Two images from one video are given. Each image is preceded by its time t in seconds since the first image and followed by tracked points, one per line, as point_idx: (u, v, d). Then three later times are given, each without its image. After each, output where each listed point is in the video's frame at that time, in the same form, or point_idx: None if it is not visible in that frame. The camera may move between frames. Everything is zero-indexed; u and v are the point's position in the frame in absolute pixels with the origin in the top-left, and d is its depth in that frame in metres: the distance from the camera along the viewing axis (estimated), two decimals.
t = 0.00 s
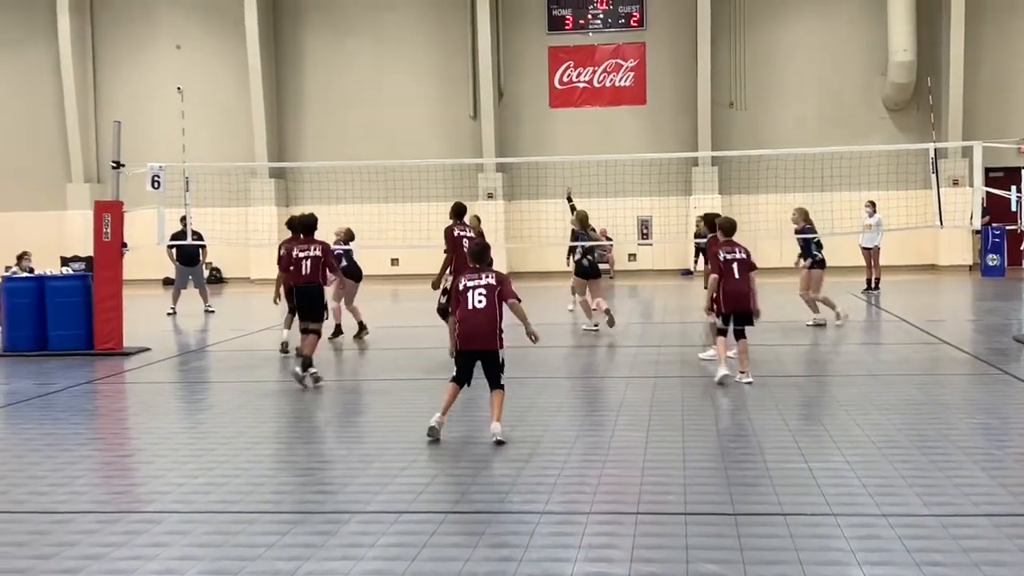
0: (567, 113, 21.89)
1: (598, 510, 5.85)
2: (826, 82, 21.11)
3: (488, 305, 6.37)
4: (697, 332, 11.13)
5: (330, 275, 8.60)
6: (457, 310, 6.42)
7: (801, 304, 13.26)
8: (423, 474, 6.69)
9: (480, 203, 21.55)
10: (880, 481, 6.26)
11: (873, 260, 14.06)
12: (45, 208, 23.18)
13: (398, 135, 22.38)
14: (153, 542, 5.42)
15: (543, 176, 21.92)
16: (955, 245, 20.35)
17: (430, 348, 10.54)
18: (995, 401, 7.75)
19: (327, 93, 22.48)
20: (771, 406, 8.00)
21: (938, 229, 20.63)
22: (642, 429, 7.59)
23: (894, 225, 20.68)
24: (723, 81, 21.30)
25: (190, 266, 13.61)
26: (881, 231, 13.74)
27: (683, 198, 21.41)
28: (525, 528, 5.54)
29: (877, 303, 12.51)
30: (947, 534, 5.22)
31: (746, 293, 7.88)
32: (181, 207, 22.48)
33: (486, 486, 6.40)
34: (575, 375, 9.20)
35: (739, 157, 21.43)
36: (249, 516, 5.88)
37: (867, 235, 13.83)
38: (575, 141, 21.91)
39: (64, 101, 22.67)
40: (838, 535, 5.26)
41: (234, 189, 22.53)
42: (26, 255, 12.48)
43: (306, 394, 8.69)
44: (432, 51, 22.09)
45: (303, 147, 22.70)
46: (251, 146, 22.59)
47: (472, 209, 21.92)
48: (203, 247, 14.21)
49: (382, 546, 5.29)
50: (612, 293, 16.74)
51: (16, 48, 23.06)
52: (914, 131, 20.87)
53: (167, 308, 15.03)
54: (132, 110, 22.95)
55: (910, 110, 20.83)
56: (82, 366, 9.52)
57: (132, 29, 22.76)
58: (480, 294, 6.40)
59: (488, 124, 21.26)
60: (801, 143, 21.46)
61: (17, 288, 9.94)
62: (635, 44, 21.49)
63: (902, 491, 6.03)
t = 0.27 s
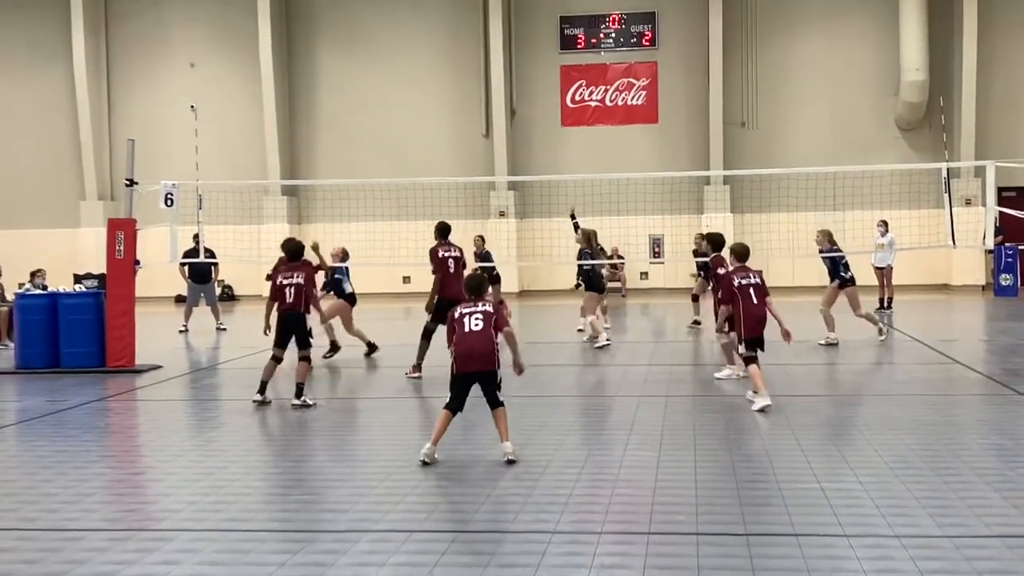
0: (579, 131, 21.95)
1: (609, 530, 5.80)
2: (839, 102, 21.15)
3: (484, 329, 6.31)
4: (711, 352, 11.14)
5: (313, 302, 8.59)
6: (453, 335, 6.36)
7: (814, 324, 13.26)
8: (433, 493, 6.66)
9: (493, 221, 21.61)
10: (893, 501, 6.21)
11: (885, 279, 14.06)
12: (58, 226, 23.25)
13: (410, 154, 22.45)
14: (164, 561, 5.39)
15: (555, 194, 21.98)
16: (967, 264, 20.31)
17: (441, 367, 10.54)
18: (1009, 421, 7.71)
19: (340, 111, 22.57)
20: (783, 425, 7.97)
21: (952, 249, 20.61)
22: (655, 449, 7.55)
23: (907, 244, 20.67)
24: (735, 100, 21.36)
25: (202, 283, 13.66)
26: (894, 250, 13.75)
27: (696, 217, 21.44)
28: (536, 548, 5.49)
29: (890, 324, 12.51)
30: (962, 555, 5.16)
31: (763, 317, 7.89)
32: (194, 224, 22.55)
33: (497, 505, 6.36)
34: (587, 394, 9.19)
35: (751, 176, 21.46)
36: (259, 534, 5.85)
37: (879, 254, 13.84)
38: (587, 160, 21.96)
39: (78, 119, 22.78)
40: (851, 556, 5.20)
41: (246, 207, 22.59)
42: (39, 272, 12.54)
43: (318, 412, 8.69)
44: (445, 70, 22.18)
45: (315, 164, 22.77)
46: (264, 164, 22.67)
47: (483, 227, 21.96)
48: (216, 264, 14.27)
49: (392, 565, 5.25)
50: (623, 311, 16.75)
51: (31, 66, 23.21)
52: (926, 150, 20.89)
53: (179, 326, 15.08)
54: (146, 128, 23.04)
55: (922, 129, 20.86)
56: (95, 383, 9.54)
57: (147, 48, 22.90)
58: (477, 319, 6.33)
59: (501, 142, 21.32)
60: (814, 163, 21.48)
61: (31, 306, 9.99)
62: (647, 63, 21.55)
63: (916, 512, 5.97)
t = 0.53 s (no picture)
0: (584, 148, 21.99)
1: (615, 548, 5.74)
2: (845, 120, 21.19)
3: (488, 345, 6.32)
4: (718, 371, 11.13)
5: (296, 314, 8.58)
6: (457, 354, 6.35)
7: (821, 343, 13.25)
8: (437, 510, 6.62)
9: (499, 237, 21.64)
10: (900, 520, 6.14)
11: (892, 297, 14.07)
12: (65, 242, 23.30)
13: (416, 170, 22.51)
14: None
15: (561, 211, 22.02)
16: (974, 283, 20.30)
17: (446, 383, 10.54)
18: (1018, 441, 7.66)
19: (347, 127, 22.63)
20: (790, 444, 7.93)
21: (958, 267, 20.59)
22: (661, 467, 7.51)
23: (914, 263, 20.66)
24: (741, 118, 21.38)
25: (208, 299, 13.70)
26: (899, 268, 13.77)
27: (702, 234, 21.45)
28: (541, 566, 5.43)
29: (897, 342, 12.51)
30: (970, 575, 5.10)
31: (765, 329, 7.85)
32: (200, 241, 22.60)
33: (502, 522, 6.30)
34: (593, 412, 9.17)
35: (757, 194, 21.48)
36: (262, 551, 5.81)
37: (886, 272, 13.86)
38: (593, 177, 22.00)
39: (85, 135, 22.87)
40: None
41: (253, 223, 22.63)
42: (46, 288, 12.58)
43: (323, 429, 8.67)
44: (452, 87, 22.25)
45: (321, 180, 22.83)
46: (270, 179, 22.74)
47: (490, 243, 21.99)
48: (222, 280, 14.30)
49: None
50: (629, 328, 16.75)
51: (39, 83, 23.30)
52: (932, 167, 20.89)
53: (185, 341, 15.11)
54: (153, 145, 23.12)
55: (928, 147, 20.87)
56: (100, 399, 9.55)
57: (154, 64, 23.00)
58: (480, 336, 6.35)
59: (507, 159, 21.36)
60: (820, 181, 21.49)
61: (36, 321, 10.01)
62: (653, 80, 21.61)
63: (923, 531, 5.91)
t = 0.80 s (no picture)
0: (587, 160, 22.01)
1: (616, 561, 5.71)
2: (848, 133, 21.21)
3: (508, 363, 6.26)
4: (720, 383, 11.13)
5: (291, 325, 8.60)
6: (475, 367, 6.29)
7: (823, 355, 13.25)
8: (438, 522, 6.59)
9: (501, 249, 21.67)
10: (902, 533, 6.12)
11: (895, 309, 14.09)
12: (67, 253, 23.30)
13: (419, 182, 22.54)
14: None
15: (564, 223, 22.04)
16: (976, 296, 20.27)
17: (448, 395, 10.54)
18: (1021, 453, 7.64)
19: (350, 138, 22.66)
20: (793, 456, 7.92)
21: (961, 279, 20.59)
22: (663, 480, 7.50)
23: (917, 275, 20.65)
24: (743, 129, 21.40)
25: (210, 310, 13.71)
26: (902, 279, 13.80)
27: (704, 246, 21.45)
28: None
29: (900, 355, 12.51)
30: None
31: (758, 344, 7.85)
32: (202, 252, 22.61)
33: (503, 535, 6.28)
34: (596, 424, 9.16)
35: (759, 206, 21.49)
36: (263, 563, 5.78)
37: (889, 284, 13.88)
38: (595, 189, 22.01)
39: (88, 147, 22.90)
40: None
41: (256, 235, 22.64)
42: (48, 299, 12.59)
43: (324, 441, 8.66)
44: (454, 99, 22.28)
45: (323, 191, 22.85)
46: (273, 190, 22.76)
47: (492, 255, 21.99)
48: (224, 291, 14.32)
49: None
50: (631, 340, 16.75)
51: (42, 95, 23.34)
52: (935, 180, 20.89)
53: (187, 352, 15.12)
54: (156, 156, 23.15)
55: (931, 159, 20.87)
56: (102, 411, 9.54)
57: (157, 76, 23.04)
58: (501, 352, 6.29)
59: (510, 170, 21.39)
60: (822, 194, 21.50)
61: (38, 332, 10.03)
62: (655, 92, 21.65)
63: (926, 544, 5.88)
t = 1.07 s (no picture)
0: (588, 167, 22.03)
1: (618, 568, 5.70)
2: (848, 140, 21.22)
3: (509, 362, 6.27)
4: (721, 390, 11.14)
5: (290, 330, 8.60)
6: (476, 365, 6.30)
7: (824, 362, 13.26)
8: (439, 529, 6.59)
9: (503, 255, 21.69)
10: (904, 540, 6.11)
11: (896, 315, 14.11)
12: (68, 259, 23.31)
13: (420, 189, 22.56)
14: None
15: (565, 229, 22.07)
16: (978, 302, 20.29)
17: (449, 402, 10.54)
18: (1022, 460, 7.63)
19: (351, 145, 22.69)
20: (794, 463, 7.91)
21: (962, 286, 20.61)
22: (665, 487, 7.49)
23: (918, 281, 20.67)
24: (744, 136, 21.41)
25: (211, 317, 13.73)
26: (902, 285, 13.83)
27: (705, 252, 21.46)
28: None
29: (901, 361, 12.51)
30: None
31: (756, 350, 7.85)
32: (204, 259, 22.62)
33: (504, 542, 6.27)
34: (597, 431, 9.16)
35: (760, 212, 21.51)
36: (264, 570, 5.78)
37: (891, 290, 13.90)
38: (597, 196, 22.03)
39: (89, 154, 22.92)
40: None
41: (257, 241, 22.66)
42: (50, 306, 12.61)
43: (325, 448, 8.67)
44: (455, 106, 22.30)
45: (324, 198, 22.86)
46: (274, 197, 22.78)
47: (493, 261, 22.02)
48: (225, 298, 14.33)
49: None
50: (632, 347, 16.76)
51: (43, 101, 23.37)
52: (935, 186, 20.92)
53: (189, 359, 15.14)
54: (157, 163, 23.16)
55: (932, 165, 20.90)
56: (103, 418, 9.55)
57: (159, 82, 23.07)
58: (501, 350, 6.30)
59: (511, 177, 21.41)
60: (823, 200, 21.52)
61: (40, 339, 10.04)
62: (656, 99, 21.68)
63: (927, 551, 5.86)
